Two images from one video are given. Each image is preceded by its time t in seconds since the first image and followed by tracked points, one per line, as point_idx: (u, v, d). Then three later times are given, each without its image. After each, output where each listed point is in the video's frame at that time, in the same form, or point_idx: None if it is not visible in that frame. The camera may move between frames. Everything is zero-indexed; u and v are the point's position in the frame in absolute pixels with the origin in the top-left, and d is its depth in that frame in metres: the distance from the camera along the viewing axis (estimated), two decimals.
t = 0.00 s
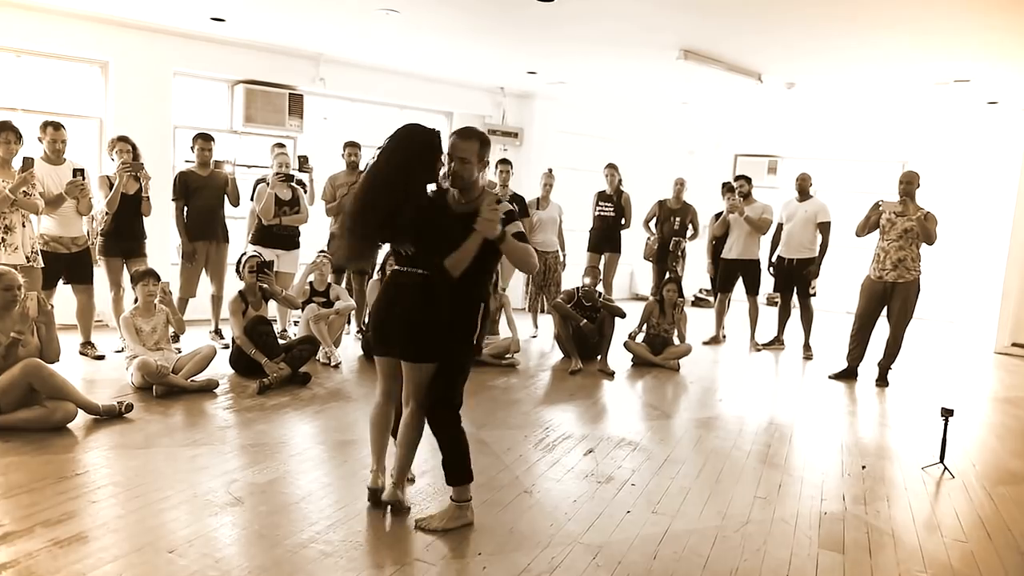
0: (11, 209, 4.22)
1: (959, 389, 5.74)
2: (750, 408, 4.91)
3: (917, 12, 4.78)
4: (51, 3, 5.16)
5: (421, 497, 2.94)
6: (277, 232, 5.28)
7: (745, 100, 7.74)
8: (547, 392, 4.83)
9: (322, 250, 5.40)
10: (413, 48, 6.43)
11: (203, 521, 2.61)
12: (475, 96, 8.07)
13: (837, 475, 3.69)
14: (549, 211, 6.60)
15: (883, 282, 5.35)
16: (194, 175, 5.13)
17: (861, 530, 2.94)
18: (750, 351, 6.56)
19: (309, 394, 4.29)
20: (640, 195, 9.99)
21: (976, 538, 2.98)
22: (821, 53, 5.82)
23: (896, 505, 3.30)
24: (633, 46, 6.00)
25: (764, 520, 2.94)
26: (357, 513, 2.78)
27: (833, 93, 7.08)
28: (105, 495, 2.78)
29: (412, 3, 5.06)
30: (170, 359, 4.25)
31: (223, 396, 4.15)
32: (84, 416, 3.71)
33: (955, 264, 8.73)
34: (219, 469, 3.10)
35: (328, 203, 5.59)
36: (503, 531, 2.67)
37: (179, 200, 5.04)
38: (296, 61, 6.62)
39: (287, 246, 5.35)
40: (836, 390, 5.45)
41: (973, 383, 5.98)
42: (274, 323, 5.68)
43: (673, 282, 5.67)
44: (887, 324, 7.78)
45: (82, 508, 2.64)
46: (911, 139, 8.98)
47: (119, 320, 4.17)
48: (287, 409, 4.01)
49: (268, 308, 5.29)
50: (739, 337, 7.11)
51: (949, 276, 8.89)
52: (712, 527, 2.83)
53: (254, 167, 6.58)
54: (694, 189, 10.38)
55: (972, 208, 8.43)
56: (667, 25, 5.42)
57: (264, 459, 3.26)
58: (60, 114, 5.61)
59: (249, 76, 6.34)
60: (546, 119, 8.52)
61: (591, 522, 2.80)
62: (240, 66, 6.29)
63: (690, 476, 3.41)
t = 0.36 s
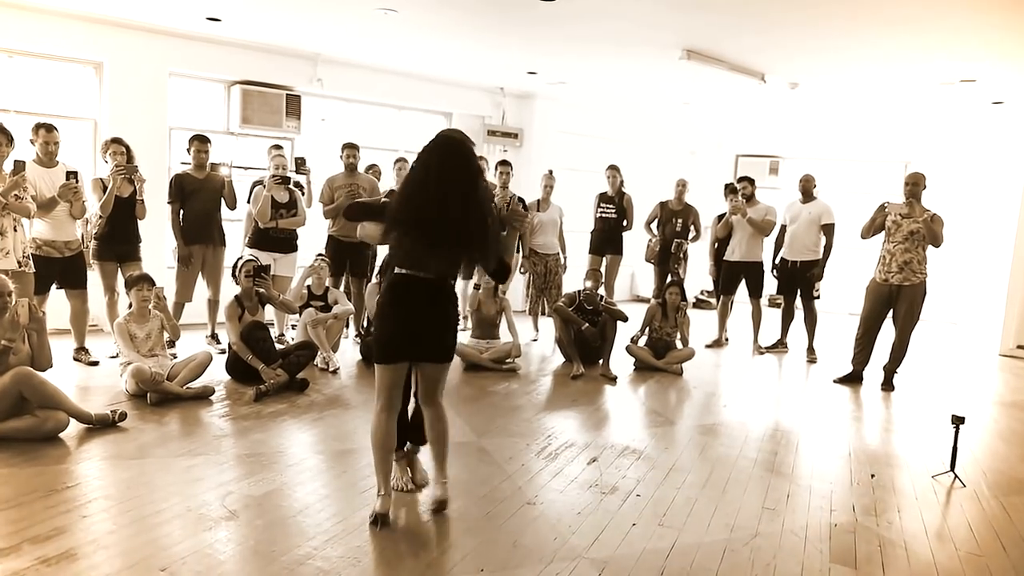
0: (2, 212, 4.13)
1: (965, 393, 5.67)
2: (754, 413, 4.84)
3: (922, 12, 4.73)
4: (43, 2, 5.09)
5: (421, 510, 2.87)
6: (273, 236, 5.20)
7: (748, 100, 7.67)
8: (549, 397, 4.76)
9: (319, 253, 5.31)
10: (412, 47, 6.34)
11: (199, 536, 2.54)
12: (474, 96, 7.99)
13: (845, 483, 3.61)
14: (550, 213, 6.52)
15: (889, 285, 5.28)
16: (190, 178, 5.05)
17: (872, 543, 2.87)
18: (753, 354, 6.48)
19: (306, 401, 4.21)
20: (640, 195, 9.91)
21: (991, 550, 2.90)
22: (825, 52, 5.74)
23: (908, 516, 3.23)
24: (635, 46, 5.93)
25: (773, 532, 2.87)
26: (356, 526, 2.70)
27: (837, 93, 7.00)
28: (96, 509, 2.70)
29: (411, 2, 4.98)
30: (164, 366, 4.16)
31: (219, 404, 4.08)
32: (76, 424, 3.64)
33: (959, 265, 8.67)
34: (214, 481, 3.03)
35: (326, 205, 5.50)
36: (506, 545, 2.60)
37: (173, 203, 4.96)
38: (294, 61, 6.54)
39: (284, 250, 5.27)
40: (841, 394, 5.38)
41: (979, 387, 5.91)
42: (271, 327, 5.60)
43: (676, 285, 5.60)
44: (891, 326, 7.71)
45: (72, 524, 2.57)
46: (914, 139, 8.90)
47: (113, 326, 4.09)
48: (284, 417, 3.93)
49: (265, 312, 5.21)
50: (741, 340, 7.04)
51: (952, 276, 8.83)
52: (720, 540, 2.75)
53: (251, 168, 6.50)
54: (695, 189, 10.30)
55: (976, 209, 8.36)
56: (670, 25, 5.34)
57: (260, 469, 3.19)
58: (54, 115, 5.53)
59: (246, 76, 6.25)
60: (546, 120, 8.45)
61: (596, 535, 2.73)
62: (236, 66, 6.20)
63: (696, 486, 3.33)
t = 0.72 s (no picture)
0: None
1: (969, 398, 5.61)
2: (756, 418, 4.79)
3: (924, 13, 4.68)
4: (36, 2, 5.02)
5: (421, 520, 2.81)
6: (270, 239, 5.13)
7: (748, 101, 7.61)
8: (549, 403, 4.70)
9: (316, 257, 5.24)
10: (410, 48, 6.28)
11: (195, 548, 2.48)
12: (473, 98, 7.92)
13: (851, 492, 3.55)
14: (549, 215, 6.46)
15: (892, 288, 5.22)
16: (185, 180, 4.98)
17: (880, 555, 2.80)
18: (754, 358, 6.43)
19: (302, 408, 4.14)
20: (640, 197, 9.86)
21: (1002, 562, 2.83)
22: (828, 53, 5.68)
23: (916, 526, 3.16)
24: (635, 46, 5.86)
25: (778, 544, 2.82)
26: (355, 536, 2.65)
27: (839, 94, 6.93)
28: (87, 521, 2.63)
29: (409, 2, 4.91)
30: (158, 372, 4.09)
31: (214, 411, 4.01)
32: (68, 432, 3.57)
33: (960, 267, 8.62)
34: (209, 491, 2.96)
35: (322, 208, 5.44)
36: (507, 558, 2.54)
37: (168, 205, 4.90)
38: (290, 62, 6.47)
39: (281, 253, 5.21)
40: (843, 399, 5.33)
41: (983, 391, 5.86)
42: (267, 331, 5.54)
43: (677, 288, 5.54)
44: (893, 329, 7.66)
45: (62, 537, 2.50)
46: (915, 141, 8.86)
47: (106, 331, 4.02)
48: (280, 424, 3.87)
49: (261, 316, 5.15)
50: (742, 343, 6.99)
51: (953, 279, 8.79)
52: (725, 553, 2.69)
53: (248, 170, 6.43)
54: (695, 191, 10.24)
55: (978, 211, 8.31)
56: (671, 25, 5.28)
57: (255, 479, 3.12)
58: (46, 116, 5.46)
59: (242, 77, 6.18)
60: (545, 121, 8.38)
61: (598, 547, 2.67)
62: (232, 67, 6.13)
63: (699, 496, 3.27)
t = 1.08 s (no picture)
0: None
1: (963, 399, 5.60)
2: (751, 421, 4.75)
3: (922, 14, 4.66)
4: None
5: (417, 528, 2.75)
6: (260, 240, 5.06)
7: (743, 101, 7.58)
8: (543, 406, 4.65)
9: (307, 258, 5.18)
10: (403, 46, 6.21)
11: (186, 560, 2.41)
12: (466, 97, 7.86)
13: (850, 496, 3.52)
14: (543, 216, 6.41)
15: (887, 290, 5.20)
16: (174, 180, 4.89)
17: (883, 562, 2.76)
18: (748, 359, 6.40)
19: (293, 412, 4.07)
20: (633, 197, 9.83)
21: (1005, 567, 2.79)
22: (825, 53, 5.66)
23: (916, 530, 3.13)
24: (630, 45, 5.82)
25: (780, 551, 2.78)
26: (350, 546, 2.59)
27: (834, 94, 6.91)
28: (72, 532, 2.56)
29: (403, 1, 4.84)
30: (145, 376, 4.01)
31: (203, 415, 3.93)
32: (53, 438, 3.48)
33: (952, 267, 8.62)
34: (198, 500, 2.89)
35: (314, 208, 5.38)
36: (504, 567, 2.48)
37: (156, 206, 4.81)
38: (281, 60, 6.39)
39: (272, 254, 5.12)
40: (839, 401, 5.30)
41: (977, 392, 5.85)
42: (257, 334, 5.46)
43: (672, 289, 5.49)
44: (886, 330, 7.66)
45: (47, 549, 2.42)
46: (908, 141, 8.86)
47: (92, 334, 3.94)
48: (271, 429, 3.79)
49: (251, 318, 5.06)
50: (736, 345, 6.96)
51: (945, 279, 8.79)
52: (726, 561, 2.65)
53: (237, 170, 6.34)
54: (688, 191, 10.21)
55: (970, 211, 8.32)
56: (667, 24, 5.23)
57: (247, 486, 3.06)
58: (31, 115, 5.35)
59: (232, 76, 6.10)
60: (539, 121, 8.33)
61: (597, 556, 2.62)
62: (222, 66, 6.04)
63: (698, 502, 3.23)
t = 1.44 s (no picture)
0: None
1: (939, 395, 5.66)
2: (732, 419, 4.75)
3: (897, 14, 4.69)
4: None
5: (396, 534, 2.68)
6: (233, 239, 4.94)
7: (719, 100, 7.61)
8: (524, 407, 4.60)
9: (282, 258, 5.07)
10: (380, 42, 6.12)
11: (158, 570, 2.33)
12: (443, 95, 7.79)
13: (831, 493, 3.52)
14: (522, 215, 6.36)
15: (865, 287, 5.23)
16: (143, 178, 4.77)
17: (867, 561, 2.75)
18: (727, 358, 6.41)
19: (269, 415, 3.98)
20: (611, 196, 9.82)
21: (989, 564, 2.79)
22: (803, 52, 5.68)
23: (897, 527, 3.13)
24: (609, 43, 5.79)
25: (765, 551, 2.76)
26: (329, 553, 2.52)
27: (810, 93, 6.95)
28: (38, 544, 2.45)
29: None
30: (115, 380, 3.88)
31: (175, 420, 3.82)
32: (17, 445, 3.36)
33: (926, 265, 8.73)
34: (171, 508, 2.79)
35: (289, 207, 5.27)
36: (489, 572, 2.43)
37: (124, 204, 4.67)
38: (254, 56, 6.26)
39: (246, 254, 5.01)
40: (817, 398, 5.33)
41: (952, 388, 5.92)
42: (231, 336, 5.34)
43: (652, 288, 5.47)
44: (862, 328, 7.72)
45: (10, 562, 2.32)
46: (881, 141, 8.96)
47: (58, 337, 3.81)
48: (246, 433, 3.70)
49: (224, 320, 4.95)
50: (715, 343, 6.98)
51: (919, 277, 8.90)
52: (712, 562, 2.62)
53: (210, 168, 6.20)
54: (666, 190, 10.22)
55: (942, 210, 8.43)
56: (646, 22, 5.21)
57: (221, 493, 2.96)
58: None
59: (203, 71, 5.96)
60: (516, 119, 8.28)
61: (583, 559, 2.57)
62: (193, 61, 5.90)
63: (682, 502, 3.20)
